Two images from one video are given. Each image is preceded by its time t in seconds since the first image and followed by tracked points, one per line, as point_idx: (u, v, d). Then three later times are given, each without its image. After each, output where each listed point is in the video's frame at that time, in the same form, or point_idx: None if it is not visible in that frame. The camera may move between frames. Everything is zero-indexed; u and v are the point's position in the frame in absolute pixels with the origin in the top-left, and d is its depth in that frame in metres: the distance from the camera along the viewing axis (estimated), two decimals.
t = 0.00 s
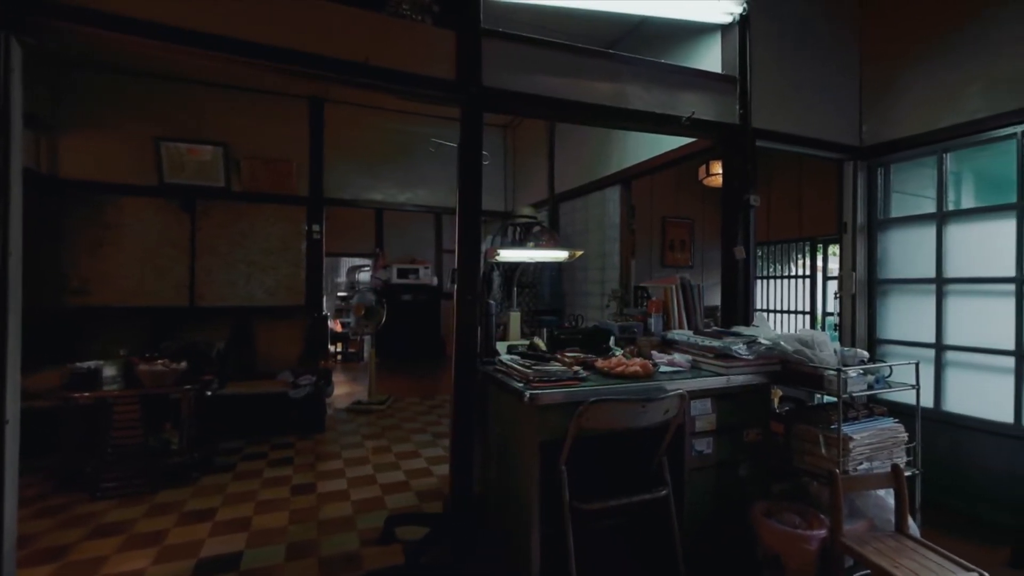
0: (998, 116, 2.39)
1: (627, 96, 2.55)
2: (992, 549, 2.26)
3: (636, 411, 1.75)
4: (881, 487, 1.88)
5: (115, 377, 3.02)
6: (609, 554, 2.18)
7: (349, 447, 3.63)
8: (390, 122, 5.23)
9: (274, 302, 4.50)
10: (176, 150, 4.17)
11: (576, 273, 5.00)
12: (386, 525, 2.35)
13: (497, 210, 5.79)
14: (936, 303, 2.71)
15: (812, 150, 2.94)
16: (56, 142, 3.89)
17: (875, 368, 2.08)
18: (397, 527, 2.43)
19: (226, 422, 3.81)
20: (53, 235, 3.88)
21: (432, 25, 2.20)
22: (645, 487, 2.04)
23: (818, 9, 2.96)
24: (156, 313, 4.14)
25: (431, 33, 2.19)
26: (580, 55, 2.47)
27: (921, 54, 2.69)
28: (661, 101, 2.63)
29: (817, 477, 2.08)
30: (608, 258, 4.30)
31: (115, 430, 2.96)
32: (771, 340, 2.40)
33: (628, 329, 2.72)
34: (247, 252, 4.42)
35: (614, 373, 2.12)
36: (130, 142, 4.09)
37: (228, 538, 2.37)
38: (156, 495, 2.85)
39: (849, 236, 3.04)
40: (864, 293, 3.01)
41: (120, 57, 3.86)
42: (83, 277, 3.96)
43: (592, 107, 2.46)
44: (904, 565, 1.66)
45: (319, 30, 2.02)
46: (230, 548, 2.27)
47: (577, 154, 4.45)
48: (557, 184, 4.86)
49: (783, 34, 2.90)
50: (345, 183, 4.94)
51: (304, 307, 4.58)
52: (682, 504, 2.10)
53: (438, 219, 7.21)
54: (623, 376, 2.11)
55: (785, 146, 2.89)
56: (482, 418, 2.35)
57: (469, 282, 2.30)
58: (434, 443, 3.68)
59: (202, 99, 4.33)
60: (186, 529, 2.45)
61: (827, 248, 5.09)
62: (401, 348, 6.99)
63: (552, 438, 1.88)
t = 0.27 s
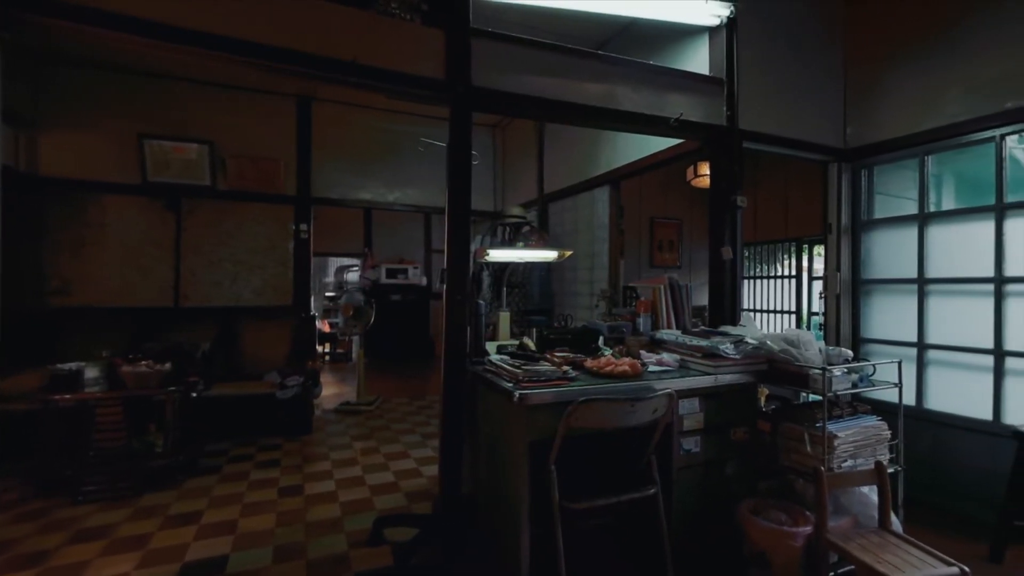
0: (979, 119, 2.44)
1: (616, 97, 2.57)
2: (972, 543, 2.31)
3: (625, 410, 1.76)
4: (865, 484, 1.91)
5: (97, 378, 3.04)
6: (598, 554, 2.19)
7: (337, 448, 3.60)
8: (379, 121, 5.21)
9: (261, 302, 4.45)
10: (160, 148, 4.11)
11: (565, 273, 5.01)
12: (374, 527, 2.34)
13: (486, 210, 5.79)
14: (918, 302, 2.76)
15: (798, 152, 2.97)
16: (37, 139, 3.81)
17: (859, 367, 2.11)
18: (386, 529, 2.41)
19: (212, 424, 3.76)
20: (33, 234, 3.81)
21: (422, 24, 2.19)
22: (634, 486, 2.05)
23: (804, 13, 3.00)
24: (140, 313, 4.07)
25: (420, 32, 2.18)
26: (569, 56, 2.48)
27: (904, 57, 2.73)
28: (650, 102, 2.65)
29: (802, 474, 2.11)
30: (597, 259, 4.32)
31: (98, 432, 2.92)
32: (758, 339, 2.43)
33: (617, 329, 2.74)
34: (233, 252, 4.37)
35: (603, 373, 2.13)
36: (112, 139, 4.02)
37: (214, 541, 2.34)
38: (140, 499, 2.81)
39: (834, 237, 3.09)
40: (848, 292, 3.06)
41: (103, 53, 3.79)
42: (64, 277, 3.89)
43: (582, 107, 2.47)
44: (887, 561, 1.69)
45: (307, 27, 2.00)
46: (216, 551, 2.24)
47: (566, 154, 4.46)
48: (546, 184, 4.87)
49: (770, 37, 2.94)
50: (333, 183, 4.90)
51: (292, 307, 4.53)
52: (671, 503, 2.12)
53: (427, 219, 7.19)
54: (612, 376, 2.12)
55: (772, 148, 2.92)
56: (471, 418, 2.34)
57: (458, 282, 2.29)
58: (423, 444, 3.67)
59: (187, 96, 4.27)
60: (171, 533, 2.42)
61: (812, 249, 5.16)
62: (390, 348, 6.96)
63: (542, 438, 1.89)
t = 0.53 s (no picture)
0: (961, 122, 2.48)
1: (605, 98, 2.58)
2: (952, 538, 2.36)
3: (614, 410, 1.77)
4: (849, 481, 1.94)
5: (78, 380, 2.99)
6: (587, 552, 2.20)
7: (325, 450, 3.58)
8: (367, 120, 5.18)
9: (247, 303, 4.40)
10: (144, 146, 4.04)
11: (554, 273, 5.02)
12: (363, 528, 2.32)
13: (476, 210, 5.78)
14: (901, 302, 2.80)
15: (784, 154, 3.01)
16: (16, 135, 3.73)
17: (843, 365, 2.15)
18: (374, 530, 2.40)
19: (198, 426, 3.71)
20: (12, 232, 3.73)
21: (411, 23, 2.18)
22: (623, 485, 2.06)
23: (790, 17, 3.04)
24: (124, 314, 4.01)
25: (409, 31, 2.18)
26: (558, 56, 2.48)
27: (888, 61, 2.78)
28: (638, 104, 2.67)
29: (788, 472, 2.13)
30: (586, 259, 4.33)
31: (79, 435, 2.87)
32: (745, 339, 2.45)
33: (606, 329, 2.75)
34: (219, 251, 4.32)
35: (592, 373, 2.14)
36: (95, 136, 3.95)
37: (199, 544, 2.31)
38: (123, 503, 2.76)
39: (819, 237, 3.13)
40: (833, 292, 3.11)
41: (84, 49, 3.72)
42: (45, 276, 3.82)
43: (571, 108, 2.48)
44: (870, 556, 1.72)
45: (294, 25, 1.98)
46: (201, 555, 2.21)
47: (555, 154, 4.47)
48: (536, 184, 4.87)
49: (756, 40, 2.97)
50: (321, 182, 4.86)
51: (279, 307, 4.49)
52: (659, 501, 2.13)
53: (416, 219, 7.17)
54: (601, 376, 2.12)
55: (758, 149, 2.95)
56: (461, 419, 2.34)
57: (448, 282, 2.29)
58: (412, 444, 3.66)
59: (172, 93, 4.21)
60: (155, 537, 2.38)
61: (798, 250, 5.22)
62: (379, 349, 6.91)
63: (531, 438, 1.89)
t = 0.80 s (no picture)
0: (942, 125, 2.53)
1: (594, 99, 2.59)
2: (933, 534, 2.40)
3: (603, 409, 1.78)
4: (833, 478, 1.97)
5: (60, 382, 2.92)
6: (577, 551, 2.21)
7: (313, 451, 3.55)
8: (356, 119, 5.15)
9: (234, 303, 4.35)
10: (128, 143, 3.98)
11: (544, 273, 5.03)
12: (351, 530, 2.31)
13: (465, 210, 5.78)
14: (884, 302, 2.85)
15: (771, 155, 3.05)
16: None
17: (828, 364, 2.18)
18: (363, 531, 2.39)
19: (183, 427, 3.66)
20: None
21: (400, 22, 2.17)
22: (612, 484, 2.07)
23: (776, 19, 3.07)
24: (106, 314, 3.94)
25: (398, 30, 2.17)
26: (548, 56, 2.48)
27: (871, 65, 2.83)
28: (627, 104, 2.68)
29: (774, 470, 2.16)
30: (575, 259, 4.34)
31: (60, 437, 2.81)
32: (732, 338, 2.47)
33: (596, 328, 2.76)
34: (205, 251, 4.27)
35: (581, 372, 2.14)
36: (76, 133, 3.88)
37: (183, 548, 2.28)
38: (106, 506, 2.71)
39: (804, 238, 3.17)
40: (818, 292, 3.16)
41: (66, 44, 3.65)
42: (24, 276, 3.74)
43: (560, 108, 2.48)
44: (854, 552, 1.75)
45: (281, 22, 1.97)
46: (186, 558, 2.18)
47: (545, 154, 4.48)
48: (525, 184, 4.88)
49: (743, 42, 3.00)
50: (308, 181, 4.82)
51: (266, 307, 4.44)
52: (648, 500, 2.15)
53: (405, 218, 7.14)
54: (590, 375, 2.13)
55: (745, 151, 2.98)
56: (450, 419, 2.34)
57: (437, 282, 2.28)
58: (401, 445, 3.64)
59: (156, 90, 4.14)
60: (139, 541, 2.35)
61: (784, 250, 5.28)
62: (368, 349, 6.87)
63: (520, 438, 1.89)
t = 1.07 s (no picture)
0: (924, 127, 2.57)
1: (584, 100, 2.59)
2: (915, 529, 2.45)
3: (592, 409, 1.78)
4: (819, 475, 1.99)
5: (40, 383, 2.88)
6: (566, 551, 2.22)
7: (301, 452, 3.52)
8: (344, 118, 5.11)
9: (220, 303, 4.30)
10: (110, 141, 3.91)
11: (533, 273, 5.03)
12: (339, 532, 2.29)
13: (454, 210, 5.77)
14: (868, 302, 2.90)
15: (758, 157, 3.08)
16: None
17: (813, 363, 2.21)
18: (352, 533, 2.37)
19: (168, 430, 3.60)
20: None
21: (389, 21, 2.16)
22: (601, 483, 2.08)
23: (763, 22, 3.10)
24: (89, 315, 3.87)
25: (387, 29, 2.15)
26: (537, 57, 2.49)
27: (856, 69, 2.87)
28: (616, 105, 2.69)
29: (761, 468, 2.18)
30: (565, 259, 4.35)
31: (40, 440, 2.76)
32: (720, 338, 2.50)
33: (585, 328, 2.77)
34: (190, 250, 4.21)
35: (570, 372, 2.15)
36: (57, 129, 3.80)
37: (168, 552, 2.24)
38: (88, 511, 2.66)
39: (791, 238, 3.21)
40: (804, 292, 3.20)
41: (46, 39, 3.58)
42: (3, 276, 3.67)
43: (549, 109, 2.49)
44: (839, 548, 1.77)
45: (268, 20, 1.95)
46: (171, 562, 2.15)
47: (534, 154, 4.48)
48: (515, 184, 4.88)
49: (731, 44, 3.03)
50: (296, 180, 4.78)
51: (253, 308, 4.39)
52: (637, 499, 2.16)
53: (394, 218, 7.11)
54: (580, 375, 2.14)
55: (733, 152, 3.01)
56: (439, 420, 2.33)
57: (427, 282, 2.27)
58: (390, 446, 3.62)
59: (140, 87, 4.08)
60: (122, 545, 2.31)
61: (771, 250, 5.35)
62: (357, 349, 6.82)
63: (510, 438, 1.89)
